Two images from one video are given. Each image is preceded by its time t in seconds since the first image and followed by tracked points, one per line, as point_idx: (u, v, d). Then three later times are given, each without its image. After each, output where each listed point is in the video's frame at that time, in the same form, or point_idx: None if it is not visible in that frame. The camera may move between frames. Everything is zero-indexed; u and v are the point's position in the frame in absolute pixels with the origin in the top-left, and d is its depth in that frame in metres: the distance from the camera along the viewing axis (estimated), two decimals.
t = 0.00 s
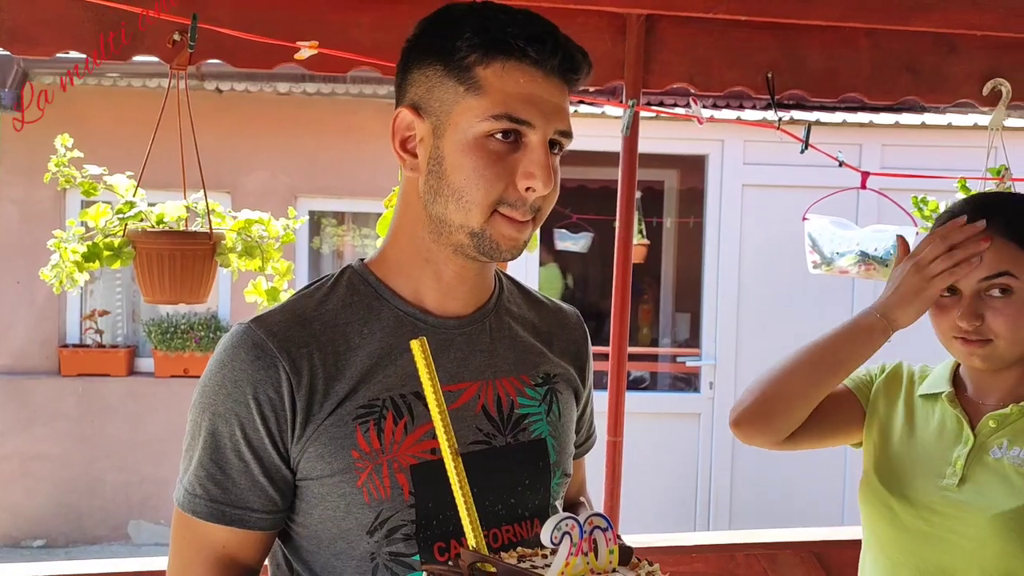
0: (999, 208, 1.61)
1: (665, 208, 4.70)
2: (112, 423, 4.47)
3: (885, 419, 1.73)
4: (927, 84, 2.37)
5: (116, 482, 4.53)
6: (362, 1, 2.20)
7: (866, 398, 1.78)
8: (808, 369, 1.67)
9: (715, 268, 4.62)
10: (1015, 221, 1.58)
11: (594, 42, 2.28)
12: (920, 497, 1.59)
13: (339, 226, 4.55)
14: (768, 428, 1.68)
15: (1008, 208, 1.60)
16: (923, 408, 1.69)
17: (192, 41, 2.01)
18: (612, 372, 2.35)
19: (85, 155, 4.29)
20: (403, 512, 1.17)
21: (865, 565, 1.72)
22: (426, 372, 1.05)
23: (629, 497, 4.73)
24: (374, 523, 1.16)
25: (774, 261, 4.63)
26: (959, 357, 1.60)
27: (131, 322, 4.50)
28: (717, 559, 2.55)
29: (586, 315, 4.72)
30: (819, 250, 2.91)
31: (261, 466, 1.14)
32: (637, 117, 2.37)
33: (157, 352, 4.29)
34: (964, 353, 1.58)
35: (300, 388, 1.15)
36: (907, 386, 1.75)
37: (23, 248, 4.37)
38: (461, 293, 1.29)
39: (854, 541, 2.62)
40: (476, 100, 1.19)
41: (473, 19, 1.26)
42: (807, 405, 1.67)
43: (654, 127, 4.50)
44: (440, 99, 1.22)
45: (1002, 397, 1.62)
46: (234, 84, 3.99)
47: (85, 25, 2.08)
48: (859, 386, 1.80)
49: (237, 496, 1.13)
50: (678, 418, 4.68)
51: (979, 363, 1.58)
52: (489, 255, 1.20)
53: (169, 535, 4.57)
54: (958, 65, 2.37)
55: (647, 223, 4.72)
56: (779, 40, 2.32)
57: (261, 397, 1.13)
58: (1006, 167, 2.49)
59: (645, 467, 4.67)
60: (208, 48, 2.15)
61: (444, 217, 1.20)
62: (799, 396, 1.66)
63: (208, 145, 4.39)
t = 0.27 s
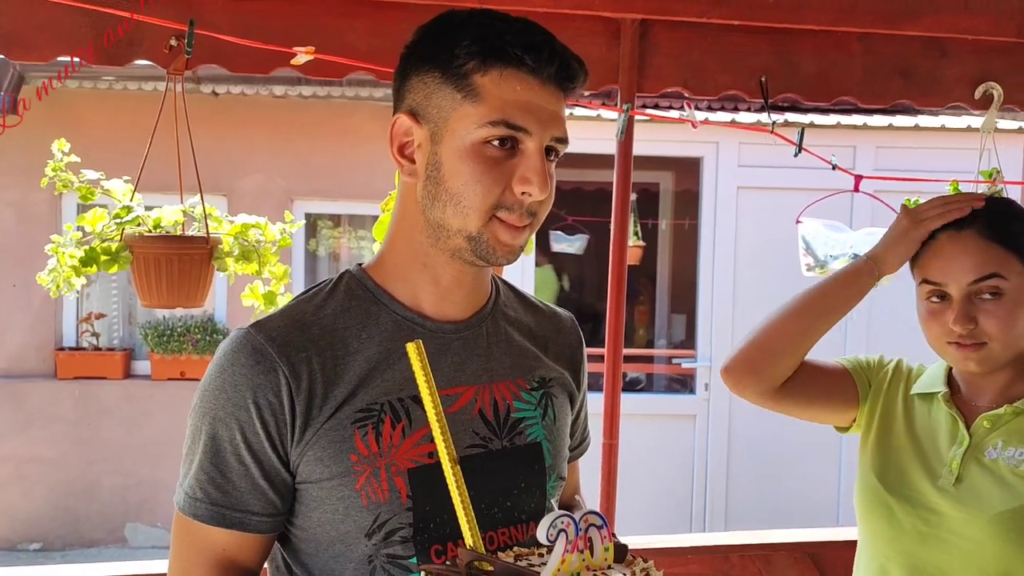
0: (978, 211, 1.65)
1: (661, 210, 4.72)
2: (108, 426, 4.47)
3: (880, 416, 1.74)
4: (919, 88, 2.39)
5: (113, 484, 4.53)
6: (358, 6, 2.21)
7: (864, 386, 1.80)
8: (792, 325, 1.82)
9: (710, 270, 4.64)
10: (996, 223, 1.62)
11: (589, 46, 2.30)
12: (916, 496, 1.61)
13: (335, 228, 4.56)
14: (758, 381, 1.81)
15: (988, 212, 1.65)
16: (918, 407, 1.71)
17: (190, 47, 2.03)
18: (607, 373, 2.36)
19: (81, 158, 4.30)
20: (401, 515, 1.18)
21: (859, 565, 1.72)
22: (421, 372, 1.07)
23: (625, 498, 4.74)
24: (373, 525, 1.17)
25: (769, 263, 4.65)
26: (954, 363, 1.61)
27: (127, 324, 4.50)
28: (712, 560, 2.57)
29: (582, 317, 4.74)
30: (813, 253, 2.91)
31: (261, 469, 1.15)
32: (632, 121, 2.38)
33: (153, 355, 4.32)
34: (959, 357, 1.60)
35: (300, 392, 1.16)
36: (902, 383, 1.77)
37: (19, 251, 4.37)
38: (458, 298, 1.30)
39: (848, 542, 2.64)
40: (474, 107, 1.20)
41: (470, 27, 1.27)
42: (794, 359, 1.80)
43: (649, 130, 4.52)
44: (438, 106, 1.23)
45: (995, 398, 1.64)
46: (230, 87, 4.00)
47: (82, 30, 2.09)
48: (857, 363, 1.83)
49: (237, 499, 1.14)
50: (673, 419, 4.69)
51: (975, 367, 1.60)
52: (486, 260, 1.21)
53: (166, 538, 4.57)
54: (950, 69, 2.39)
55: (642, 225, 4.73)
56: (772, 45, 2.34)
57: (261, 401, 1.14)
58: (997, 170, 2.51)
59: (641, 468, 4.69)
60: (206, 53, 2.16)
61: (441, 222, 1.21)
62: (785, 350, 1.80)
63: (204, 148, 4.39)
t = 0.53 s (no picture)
0: (963, 221, 1.68)
1: (656, 213, 4.73)
2: (105, 431, 4.48)
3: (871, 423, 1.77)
4: (909, 96, 2.42)
5: (110, 490, 4.54)
6: (353, 17, 2.23)
7: (852, 386, 1.87)
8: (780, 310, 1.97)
9: (704, 273, 4.66)
10: (982, 233, 1.66)
11: (583, 56, 2.32)
12: (901, 501, 1.63)
13: (331, 232, 4.57)
14: (746, 361, 1.94)
15: (974, 221, 1.68)
16: (907, 415, 1.73)
17: (184, 61, 2.05)
18: (602, 378, 2.38)
19: (77, 164, 4.31)
20: (398, 525, 1.20)
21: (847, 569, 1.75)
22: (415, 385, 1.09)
23: (621, 501, 4.77)
24: (371, 535, 1.19)
25: (763, 267, 4.67)
26: (945, 370, 1.63)
27: (123, 329, 4.51)
28: (706, 564, 2.59)
29: (577, 320, 4.76)
30: (805, 261, 2.95)
31: (260, 481, 1.17)
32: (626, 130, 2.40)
33: (150, 360, 4.30)
34: (950, 365, 1.62)
35: (298, 405, 1.18)
36: (890, 391, 1.80)
37: (15, 256, 4.38)
38: (453, 310, 1.32)
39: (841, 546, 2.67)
40: (468, 123, 1.22)
41: (463, 44, 1.29)
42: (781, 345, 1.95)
43: (644, 135, 4.54)
44: (432, 122, 1.25)
45: (982, 406, 1.66)
46: (226, 92, 4.02)
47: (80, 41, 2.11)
48: (849, 366, 1.90)
49: (237, 511, 1.16)
50: (668, 422, 4.72)
51: (965, 374, 1.62)
52: (481, 273, 1.23)
53: (163, 542, 4.59)
54: (940, 78, 2.42)
55: (637, 228, 4.75)
56: (764, 54, 2.37)
57: (260, 414, 1.15)
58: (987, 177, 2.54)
59: (636, 471, 4.71)
60: (203, 64, 2.18)
61: (437, 236, 1.23)
62: (773, 335, 1.95)
63: (201, 154, 4.41)
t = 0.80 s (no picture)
0: (962, 222, 1.69)
1: (653, 215, 4.75)
2: (104, 433, 4.49)
3: (864, 425, 1.78)
4: (905, 98, 2.44)
5: (109, 492, 4.54)
6: (353, 21, 2.25)
7: (846, 386, 1.89)
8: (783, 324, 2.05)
9: (702, 275, 4.68)
10: (980, 235, 1.67)
11: (581, 60, 2.34)
12: (889, 499, 1.65)
13: (330, 234, 4.58)
14: (738, 358, 2.04)
15: (971, 223, 1.70)
16: (897, 418, 1.74)
17: (185, 65, 2.06)
18: (600, 380, 2.40)
19: (76, 166, 4.32)
20: (398, 526, 1.21)
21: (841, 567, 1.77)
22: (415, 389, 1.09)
23: (619, 502, 4.78)
24: (372, 536, 1.20)
25: (760, 268, 4.69)
26: (940, 369, 1.64)
27: (123, 331, 4.52)
28: (705, 564, 2.60)
29: (576, 321, 4.78)
30: (801, 262, 2.96)
31: (261, 483, 1.18)
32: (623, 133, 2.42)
33: (149, 362, 4.30)
34: (947, 364, 1.63)
35: (299, 408, 1.19)
36: (882, 393, 1.81)
37: (15, 259, 4.38)
38: (449, 313, 1.33)
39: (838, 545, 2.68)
40: (465, 128, 1.23)
41: (456, 50, 1.30)
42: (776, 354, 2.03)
43: (642, 137, 4.56)
44: (428, 127, 1.26)
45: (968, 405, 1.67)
46: (225, 95, 4.03)
47: (82, 45, 2.12)
48: (846, 369, 1.93)
49: (239, 513, 1.17)
50: (666, 424, 4.73)
51: (960, 374, 1.64)
52: (479, 276, 1.25)
53: (163, 544, 4.60)
54: (935, 80, 2.44)
55: (635, 230, 4.77)
56: (760, 57, 2.39)
57: (261, 417, 1.17)
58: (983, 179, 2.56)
59: (634, 472, 4.73)
60: (203, 68, 2.19)
61: (435, 240, 1.24)
62: (771, 342, 2.03)
63: (200, 156, 4.42)
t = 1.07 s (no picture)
0: (954, 227, 1.69)
1: (656, 217, 4.75)
2: (107, 436, 4.50)
3: (867, 428, 1.78)
4: (907, 100, 2.43)
5: (111, 494, 4.55)
6: (355, 23, 2.25)
7: (858, 384, 1.89)
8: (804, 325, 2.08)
9: (704, 277, 4.68)
10: (972, 239, 1.68)
11: (583, 62, 2.34)
12: (882, 496, 1.66)
13: (333, 236, 4.58)
14: (753, 344, 2.10)
15: (963, 227, 1.69)
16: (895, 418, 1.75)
17: (190, 67, 2.06)
18: (602, 382, 2.40)
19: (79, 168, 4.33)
20: (395, 528, 1.21)
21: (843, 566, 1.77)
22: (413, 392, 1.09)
23: (621, 504, 4.78)
24: (368, 540, 1.20)
25: (762, 270, 4.69)
26: (937, 374, 1.65)
27: (125, 333, 4.53)
28: (707, 566, 2.60)
29: (578, 323, 4.78)
30: (803, 264, 2.96)
31: (256, 488, 1.18)
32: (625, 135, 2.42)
33: (151, 364, 4.30)
34: (945, 369, 1.63)
35: (293, 412, 1.19)
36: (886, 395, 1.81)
37: (18, 262, 4.39)
38: (442, 316, 1.33)
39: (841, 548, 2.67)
40: (453, 129, 1.24)
41: (442, 53, 1.30)
42: (791, 348, 2.06)
43: (643, 139, 4.56)
44: (418, 130, 1.27)
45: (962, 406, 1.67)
46: (227, 97, 4.04)
47: (84, 48, 2.13)
48: (859, 370, 1.93)
49: (235, 519, 1.17)
50: (669, 426, 4.73)
51: (959, 379, 1.64)
52: (472, 277, 1.24)
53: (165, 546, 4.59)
54: (937, 82, 2.43)
55: (637, 232, 4.77)
56: (762, 60, 2.39)
57: (255, 422, 1.17)
58: (985, 181, 2.55)
59: (637, 474, 4.73)
60: (206, 71, 2.20)
61: (426, 242, 1.24)
62: (788, 336, 2.07)
63: (202, 159, 4.43)
